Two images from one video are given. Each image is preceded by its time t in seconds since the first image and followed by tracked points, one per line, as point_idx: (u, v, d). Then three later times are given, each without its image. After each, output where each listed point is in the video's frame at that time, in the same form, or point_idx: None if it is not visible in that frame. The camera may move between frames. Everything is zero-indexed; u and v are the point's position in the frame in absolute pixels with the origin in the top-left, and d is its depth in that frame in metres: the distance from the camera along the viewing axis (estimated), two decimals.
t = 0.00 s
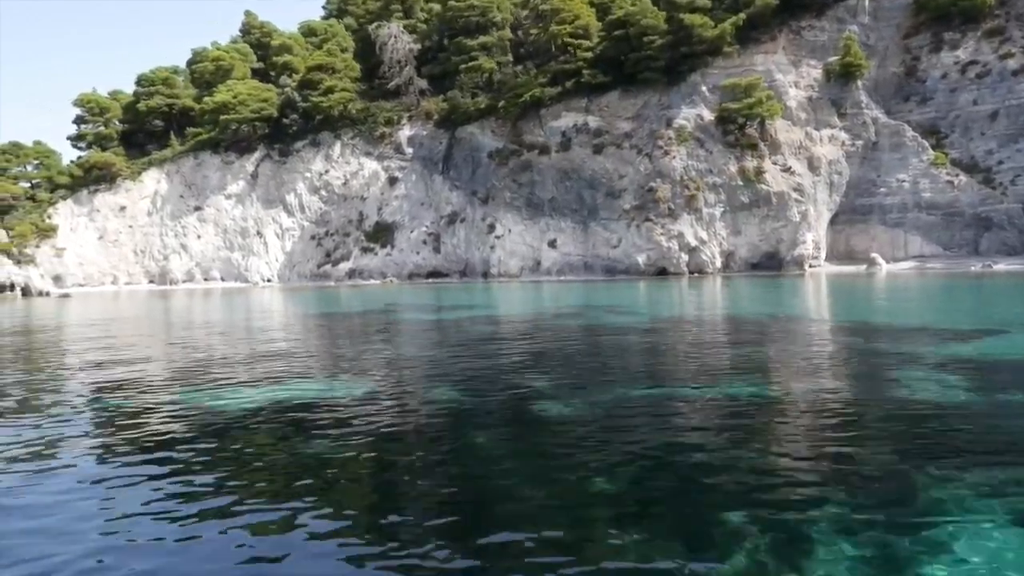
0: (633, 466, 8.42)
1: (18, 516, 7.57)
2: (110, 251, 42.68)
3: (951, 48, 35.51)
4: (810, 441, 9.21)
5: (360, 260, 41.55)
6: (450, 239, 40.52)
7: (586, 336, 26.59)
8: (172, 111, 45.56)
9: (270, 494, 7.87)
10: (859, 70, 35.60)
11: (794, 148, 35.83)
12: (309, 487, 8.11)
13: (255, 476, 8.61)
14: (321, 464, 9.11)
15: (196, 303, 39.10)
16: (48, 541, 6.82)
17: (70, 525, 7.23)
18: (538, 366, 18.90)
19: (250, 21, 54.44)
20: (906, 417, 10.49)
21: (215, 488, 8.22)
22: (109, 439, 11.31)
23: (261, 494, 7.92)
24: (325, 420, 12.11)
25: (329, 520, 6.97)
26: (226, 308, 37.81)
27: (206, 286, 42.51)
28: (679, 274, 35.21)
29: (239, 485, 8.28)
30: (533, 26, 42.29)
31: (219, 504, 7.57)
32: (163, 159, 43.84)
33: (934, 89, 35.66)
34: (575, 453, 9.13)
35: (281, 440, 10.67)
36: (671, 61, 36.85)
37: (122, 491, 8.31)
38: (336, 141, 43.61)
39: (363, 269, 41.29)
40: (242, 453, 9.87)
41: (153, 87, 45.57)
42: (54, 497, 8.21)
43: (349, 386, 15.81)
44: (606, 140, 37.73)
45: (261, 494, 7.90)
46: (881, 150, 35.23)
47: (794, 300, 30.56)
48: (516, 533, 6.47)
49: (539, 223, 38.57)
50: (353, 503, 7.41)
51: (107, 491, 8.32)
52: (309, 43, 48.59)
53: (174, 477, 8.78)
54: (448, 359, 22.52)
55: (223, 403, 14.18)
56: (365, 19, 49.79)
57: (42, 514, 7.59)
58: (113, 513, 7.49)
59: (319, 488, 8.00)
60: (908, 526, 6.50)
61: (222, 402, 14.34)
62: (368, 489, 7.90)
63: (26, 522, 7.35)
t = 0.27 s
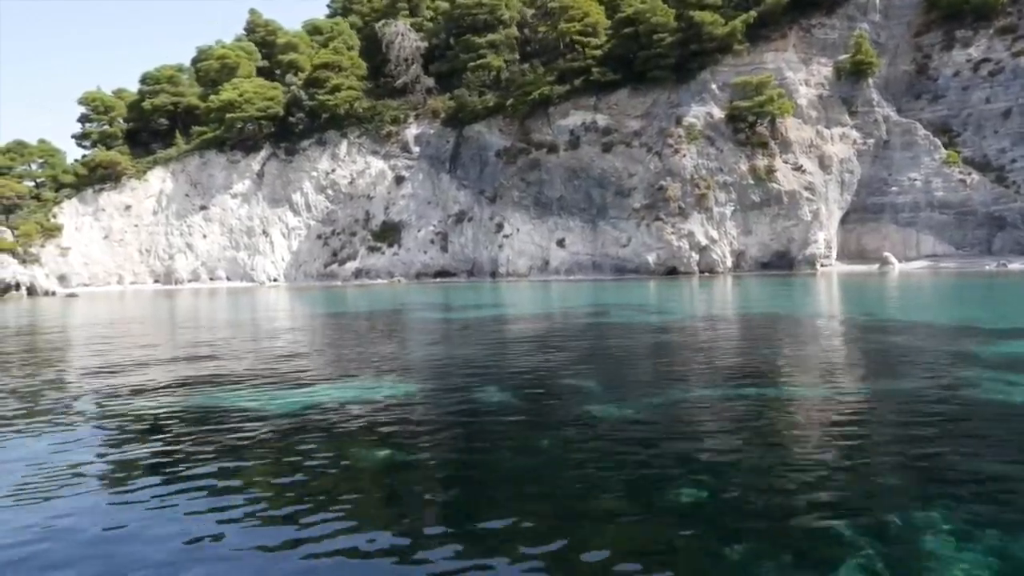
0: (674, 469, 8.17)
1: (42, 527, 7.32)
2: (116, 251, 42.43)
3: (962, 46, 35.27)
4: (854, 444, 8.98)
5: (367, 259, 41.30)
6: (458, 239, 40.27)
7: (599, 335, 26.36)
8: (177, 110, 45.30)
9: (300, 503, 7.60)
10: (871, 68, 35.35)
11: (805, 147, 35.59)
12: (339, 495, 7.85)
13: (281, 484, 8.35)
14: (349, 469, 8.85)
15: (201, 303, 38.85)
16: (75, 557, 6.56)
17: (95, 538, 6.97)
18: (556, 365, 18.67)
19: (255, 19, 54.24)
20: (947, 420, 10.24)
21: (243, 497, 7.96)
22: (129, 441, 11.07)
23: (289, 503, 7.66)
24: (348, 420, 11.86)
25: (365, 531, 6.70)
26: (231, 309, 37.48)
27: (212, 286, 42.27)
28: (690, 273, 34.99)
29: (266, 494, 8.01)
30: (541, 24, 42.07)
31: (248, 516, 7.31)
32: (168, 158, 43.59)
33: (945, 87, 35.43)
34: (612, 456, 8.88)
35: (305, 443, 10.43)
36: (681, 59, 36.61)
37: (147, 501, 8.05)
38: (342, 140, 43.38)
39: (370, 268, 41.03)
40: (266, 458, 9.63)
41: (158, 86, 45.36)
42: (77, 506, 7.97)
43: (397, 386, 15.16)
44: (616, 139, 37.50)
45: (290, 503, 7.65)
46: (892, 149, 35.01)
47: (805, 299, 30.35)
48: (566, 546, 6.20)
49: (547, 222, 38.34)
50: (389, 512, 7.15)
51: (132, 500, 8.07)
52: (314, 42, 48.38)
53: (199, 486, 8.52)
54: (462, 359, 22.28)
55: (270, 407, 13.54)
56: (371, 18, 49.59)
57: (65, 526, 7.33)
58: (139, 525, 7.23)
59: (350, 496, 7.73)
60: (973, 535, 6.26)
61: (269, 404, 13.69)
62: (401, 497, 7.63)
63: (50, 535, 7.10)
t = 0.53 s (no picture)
0: (726, 476, 7.87)
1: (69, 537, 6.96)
2: (122, 250, 42.16)
3: (976, 44, 35.02)
4: (909, 450, 8.71)
5: (375, 259, 41.01)
6: (467, 238, 40.03)
7: (614, 335, 26.09)
8: (183, 108, 45.04)
9: (338, 511, 7.28)
10: (884, 66, 35.09)
11: (818, 145, 35.34)
12: (380, 503, 7.53)
13: (317, 489, 8.03)
14: (387, 473, 8.54)
15: (208, 302, 38.59)
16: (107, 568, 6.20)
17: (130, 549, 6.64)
18: (578, 364, 18.41)
19: (260, 18, 53.99)
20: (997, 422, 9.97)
21: (280, 502, 7.63)
22: (154, 441, 10.78)
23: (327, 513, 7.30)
24: (376, 421, 11.57)
25: (411, 546, 6.35)
26: (238, 309, 37.10)
27: (219, 285, 42.02)
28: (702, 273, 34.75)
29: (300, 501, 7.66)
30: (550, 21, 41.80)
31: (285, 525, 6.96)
32: (174, 156, 43.33)
33: (959, 85, 35.19)
34: (659, 462, 8.59)
35: (336, 444, 10.13)
36: (693, 57, 36.35)
37: (178, 505, 7.72)
38: (350, 138, 43.13)
39: (378, 267, 40.75)
40: (299, 460, 9.32)
41: (164, 84, 45.08)
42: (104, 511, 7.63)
43: (438, 387, 14.55)
44: (626, 137, 37.23)
45: (330, 511, 7.32)
46: (906, 147, 34.77)
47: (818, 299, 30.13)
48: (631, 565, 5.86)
49: (557, 221, 38.08)
50: (434, 525, 6.82)
51: (163, 504, 7.75)
52: (321, 40, 48.09)
53: (230, 489, 8.19)
54: (479, 359, 22.01)
55: (311, 409, 12.85)
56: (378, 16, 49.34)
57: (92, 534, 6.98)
58: (171, 534, 6.88)
59: (389, 506, 7.39)
60: None
61: (310, 407, 13.02)
62: (444, 508, 7.29)
63: (80, 544, 6.74)
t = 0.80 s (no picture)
0: (781, 480, 7.61)
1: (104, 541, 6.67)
2: (128, 249, 41.89)
3: (990, 42, 34.78)
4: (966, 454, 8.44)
5: (383, 258, 40.72)
6: (476, 237, 39.77)
7: (628, 335, 25.82)
8: (189, 106, 44.76)
9: (383, 514, 7.00)
10: (897, 64, 34.84)
11: (830, 143, 35.09)
12: (426, 505, 7.25)
13: (357, 491, 7.75)
14: (427, 475, 8.26)
15: (215, 302, 38.29)
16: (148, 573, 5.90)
17: (169, 552, 6.34)
18: (600, 364, 18.17)
19: (266, 16, 53.73)
20: None
21: (321, 505, 7.35)
22: (180, 442, 10.51)
23: (371, 516, 7.01)
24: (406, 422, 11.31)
25: (465, 550, 6.07)
26: (244, 309, 36.75)
27: (225, 285, 41.73)
28: (715, 272, 34.48)
29: (341, 503, 7.38)
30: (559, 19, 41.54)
31: (330, 528, 6.67)
32: (181, 155, 43.09)
33: (973, 83, 34.94)
34: (709, 464, 8.32)
35: (369, 445, 9.87)
36: (704, 55, 36.10)
37: (213, 507, 7.43)
38: (357, 137, 42.85)
39: (386, 267, 40.44)
40: (333, 462, 9.04)
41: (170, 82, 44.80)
42: (138, 514, 7.34)
43: (488, 388, 14.04)
44: (637, 135, 36.97)
45: (375, 513, 7.05)
46: (919, 146, 34.52)
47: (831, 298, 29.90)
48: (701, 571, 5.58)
49: (567, 220, 37.80)
50: (485, 529, 6.54)
51: (198, 506, 7.46)
52: (327, 38, 47.80)
53: (265, 492, 7.90)
54: (496, 359, 21.74)
55: (362, 410, 12.35)
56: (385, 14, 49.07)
57: (129, 538, 6.69)
58: (207, 536, 6.65)
59: (435, 509, 7.11)
60: None
61: (360, 408, 12.52)
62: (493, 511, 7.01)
63: (116, 549, 6.45)
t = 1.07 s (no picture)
0: (831, 478, 7.42)
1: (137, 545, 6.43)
2: (133, 248, 41.70)
3: (1002, 40, 34.57)
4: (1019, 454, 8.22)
5: (390, 257, 40.47)
6: (484, 237, 39.57)
7: (642, 334, 25.60)
8: (195, 105, 44.51)
9: (423, 517, 6.75)
10: (908, 62, 34.62)
11: (841, 142, 34.89)
12: (465, 507, 7.01)
13: (391, 492, 7.51)
14: (462, 475, 8.03)
15: (221, 302, 38.04)
16: None
17: (204, 558, 6.09)
18: (619, 363, 17.94)
19: (270, 15, 53.53)
20: None
21: (357, 506, 7.12)
22: (204, 442, 10.28)
23: (410, 519, 6.76)
24: (433, 421, 11.12)
25: (514, 554, 5.82)
26: (250, 309, 36.43)
27: (231, 284, 41.49)
28: (725, 272, 34.27)
29: (376, 505, 7.13)
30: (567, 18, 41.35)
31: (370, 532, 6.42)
32: (186, 154, 42.91)
33: (985, 82, 34.73)
34: (753, 464, 8.10)
35: (398, 444, 9.64)
36: (715, 53, 35.88)
37: (244, 510, 7.19)
38: (363, 136, 42.62)
39: (393, 266, 40.22)
40: (364, 461, 8.82)
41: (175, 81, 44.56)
42: (168, 516, 7.10)
43: (536, 389, 13.54)
44: (646, 134, 36.75)
45: (414, 515, 6.81)
46: (931, 144, 34.33)
47: (844, 297, 29.73)
48: None
49: (576, 219, 37.59)
50: (531, 532, 6.30)
51: (229, 509, 7.22)
52: (333, 37, 47.57)
53: (296, 493, 7.66)
54: (511, 358, 21.51)
55: (412, 412, 11.85)
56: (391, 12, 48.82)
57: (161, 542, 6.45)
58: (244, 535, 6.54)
59: (476, 510, 6.87)
60: None
61: (410, 409, 12.01)
62: (536, 512, 6.76)
63: (151, 548, 6.28)
